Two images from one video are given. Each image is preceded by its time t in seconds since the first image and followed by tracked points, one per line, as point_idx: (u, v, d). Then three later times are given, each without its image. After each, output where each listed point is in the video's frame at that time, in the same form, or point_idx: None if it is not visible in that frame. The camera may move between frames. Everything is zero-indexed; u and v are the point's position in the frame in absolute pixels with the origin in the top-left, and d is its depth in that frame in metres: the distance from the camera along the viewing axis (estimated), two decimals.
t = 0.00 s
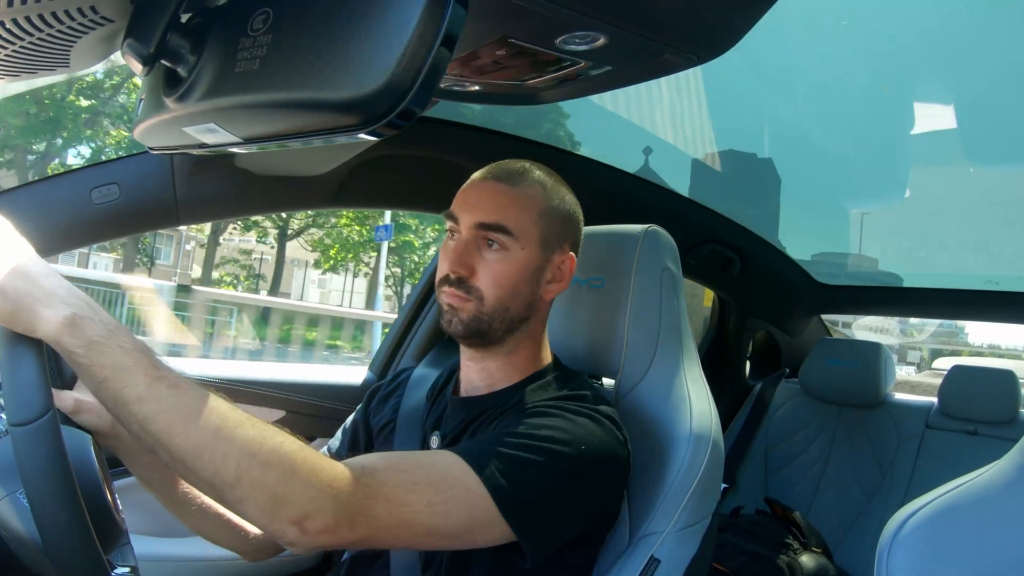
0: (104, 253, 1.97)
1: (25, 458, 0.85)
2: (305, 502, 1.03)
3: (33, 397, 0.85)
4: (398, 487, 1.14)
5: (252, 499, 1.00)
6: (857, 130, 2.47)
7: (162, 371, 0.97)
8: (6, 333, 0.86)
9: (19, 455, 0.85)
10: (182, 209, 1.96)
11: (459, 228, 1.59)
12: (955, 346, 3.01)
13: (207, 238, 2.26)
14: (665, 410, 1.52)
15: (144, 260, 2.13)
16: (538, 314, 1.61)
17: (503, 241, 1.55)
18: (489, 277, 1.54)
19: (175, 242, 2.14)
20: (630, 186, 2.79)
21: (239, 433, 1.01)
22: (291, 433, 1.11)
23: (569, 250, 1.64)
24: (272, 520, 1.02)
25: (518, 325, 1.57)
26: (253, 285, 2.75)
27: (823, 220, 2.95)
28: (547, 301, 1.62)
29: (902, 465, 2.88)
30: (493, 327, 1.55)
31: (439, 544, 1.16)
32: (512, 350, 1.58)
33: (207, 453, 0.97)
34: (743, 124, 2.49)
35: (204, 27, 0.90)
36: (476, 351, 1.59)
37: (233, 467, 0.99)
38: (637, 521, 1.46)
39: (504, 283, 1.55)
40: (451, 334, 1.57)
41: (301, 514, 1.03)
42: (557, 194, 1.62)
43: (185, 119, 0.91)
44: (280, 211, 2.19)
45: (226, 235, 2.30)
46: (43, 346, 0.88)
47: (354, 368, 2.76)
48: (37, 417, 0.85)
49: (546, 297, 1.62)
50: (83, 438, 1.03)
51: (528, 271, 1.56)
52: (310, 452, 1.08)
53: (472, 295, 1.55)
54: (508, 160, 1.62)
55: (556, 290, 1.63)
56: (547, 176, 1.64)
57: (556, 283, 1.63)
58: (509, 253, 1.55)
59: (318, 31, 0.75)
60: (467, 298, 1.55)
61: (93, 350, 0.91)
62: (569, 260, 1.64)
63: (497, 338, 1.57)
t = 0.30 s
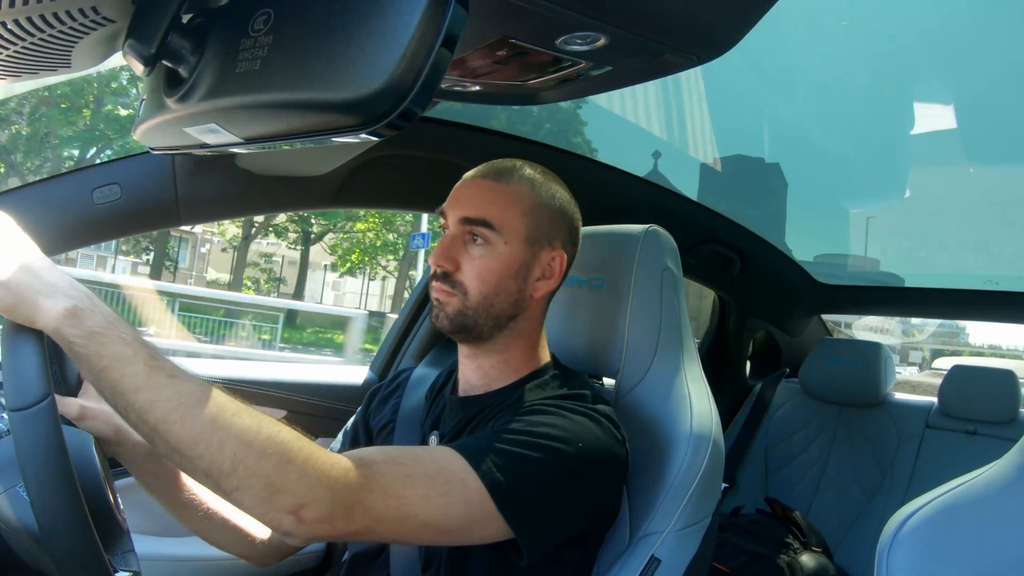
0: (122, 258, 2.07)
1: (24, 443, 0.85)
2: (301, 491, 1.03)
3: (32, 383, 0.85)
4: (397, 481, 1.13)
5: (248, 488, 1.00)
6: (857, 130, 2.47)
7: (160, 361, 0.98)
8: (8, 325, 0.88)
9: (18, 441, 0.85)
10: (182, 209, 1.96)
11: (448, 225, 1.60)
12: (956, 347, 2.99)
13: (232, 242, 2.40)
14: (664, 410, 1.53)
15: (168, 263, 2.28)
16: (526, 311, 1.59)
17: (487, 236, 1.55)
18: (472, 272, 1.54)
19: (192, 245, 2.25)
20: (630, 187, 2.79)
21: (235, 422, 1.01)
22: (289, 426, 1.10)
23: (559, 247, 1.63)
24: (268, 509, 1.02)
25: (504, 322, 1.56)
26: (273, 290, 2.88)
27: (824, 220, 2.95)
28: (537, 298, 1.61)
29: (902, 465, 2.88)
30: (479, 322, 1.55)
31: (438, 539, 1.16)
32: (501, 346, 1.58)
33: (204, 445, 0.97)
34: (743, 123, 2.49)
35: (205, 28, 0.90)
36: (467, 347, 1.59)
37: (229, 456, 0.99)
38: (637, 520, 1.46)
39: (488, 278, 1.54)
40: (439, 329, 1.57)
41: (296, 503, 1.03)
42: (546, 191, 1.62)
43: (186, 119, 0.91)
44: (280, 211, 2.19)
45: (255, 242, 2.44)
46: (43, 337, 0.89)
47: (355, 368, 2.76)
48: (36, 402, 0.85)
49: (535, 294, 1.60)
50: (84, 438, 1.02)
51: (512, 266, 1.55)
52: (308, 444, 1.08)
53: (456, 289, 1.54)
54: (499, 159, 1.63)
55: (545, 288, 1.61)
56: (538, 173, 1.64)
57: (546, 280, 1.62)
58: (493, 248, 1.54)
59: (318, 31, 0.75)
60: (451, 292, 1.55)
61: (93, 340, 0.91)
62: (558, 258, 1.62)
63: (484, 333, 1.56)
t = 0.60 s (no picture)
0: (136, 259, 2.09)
1: (18, 410, 0.84)
2: (291, 465, 1.02)
3: (31, 350, 0.85)
4: (388, 460, 1.14)
5: (243, 463, 0.99)
6: (858, 130, 2.47)
7: (159, 344, 0.98)
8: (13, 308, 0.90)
9: (12, 410, 0.84)
10: (184, 210, 1.97)
11: (444, 226, 1.61)
12: (956, 348, 3.00)
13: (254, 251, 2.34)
14: (664, 409, 1.53)
15: (190, 269, 2.26)
16: (522, 310, 1.59)
17: (480, 235, 1.55)
18: (467, 271, 1.54)
19: (206, 248, 2.25)
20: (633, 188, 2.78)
21: (231, 399, 1.00)
22: (282, 405, 1.10)
23: (555, 246, 1.62)
24: (261, 487, 1.01)
25: (499, 321, 1.56)
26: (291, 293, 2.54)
27: (824, 220, 2.95)
28: (533, 298, 1.60)
29: (902, 465, 2.88)
30: (474, 321, 1.55)
31: (432, 526, 1.17)
32: (498, 346, 1.58)
33: (203, 418, 0.96)
34: (743, 124, 2.49)
35: (206, 28, 0.90)
36: (465, 346, 1.59)
37: (224, 430, 0.98)
38: (637, 519, 1.46)
39: (481, 277, 1.54)
40: (435, 329, 1.57)
41: (288, 478, 1.02)
42: (540, 190, 1.61)
43: (187, 120, 0.91)
44: (281, 211, 2.19)
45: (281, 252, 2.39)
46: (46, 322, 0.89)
47: (356, 368, 2.76)
48: (33, 367, 0.84)
49: (531, 293, 1.60)
50: (86, 440, 1.01)
51: (505, 265, 1.55)
52: (305, 426, 1.07)
53: (451, 289, 1.55)
54: (494, 159, 1.63)
55: (542, 287, 1.61)
56: (533, 172, 1.64)
57: (542, 280, 1.61)
58: (486, 248, 1.54)
59: (319, 31, 0.75)
60: (446, 292, 1.55)
61: (96, 323, 0.92)
62: (554, 256, 1.61)
63: (479, 332, 1.56)
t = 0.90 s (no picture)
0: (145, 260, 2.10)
1: (15, 384, 0.85)
2: (283, 454, 1.03)
3: (32, 330, 0.88)
4: (380, 453, 1.14)
5: (237, 450, 1.00)
6: (859, 131, 2.47)
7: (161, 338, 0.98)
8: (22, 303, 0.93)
9: (10, 384, 0.85)
10: (186, 211, 1.97)
11: (444, 226, 1.61)
12: (956, 348, 2.98)
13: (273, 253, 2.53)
14: (666, 409, 1.53)
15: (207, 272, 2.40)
16: (521, 310, 1.59)
17: (480, 235, 1.55)
18: (465, 271, 1.54)
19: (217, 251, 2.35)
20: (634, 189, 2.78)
21: (226, 390, 1.00)
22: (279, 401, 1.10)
23: (554, 246, 1.62)
24: (255, 473, 1.02)
25: (498, 320, 1.56)
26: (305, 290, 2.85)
27: (825, 221, 2.95)
28: (532, 298, 1.60)
29: (903, 466, 2.88)
30: (473, 320, 1.55)
31: (416, 522, 1.17)
32: (498, 345, 1.58)
33: (197, 405, 0.97)
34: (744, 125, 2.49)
35: (209, 29, 0.90)
36: (465, 346, 1.59)
37: (220, 416, 0.99)
38: (639, 520, 1.46)
39: (481, 276, 1.54)
40: (435, 329, 1.57)
41: (279, 467, 1.03)
42: (539, 191, 1.62)
43: (190, 121, 0.91)
44: (282, 211, 2.19)
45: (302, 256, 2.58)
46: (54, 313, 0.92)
47: (358, 369, 2.77)
48: (32, 343, 0.87)
49: (530, 293, 1.60)
50: (88, 437, 1.01)
51: (505, 265, 1.55)
52: (297, 418, 1.08)
53: (450, 288, 1.55)
54: (494, 160, 1.64)
55: (541, 287, 1.60)
56: (532, 173, 1.64)
57: (541, 280, 1.61)
58: (485, 247, 1.55)
59: (321, 33, 0.75)
60: (446, 291, 1.55)
61: (100, 317, 0.93)
62: (553, 257, 1.61)
63: (479, 332, 1.56)
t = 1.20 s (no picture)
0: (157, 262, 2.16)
1: (22, 426, 0.84)
2: (301, 474, 1.03)
3: (34, 364, 0.85)
4: (400, 471, 1.14)
5: (252, 472, 1.00)
6: (860, 132, 2.47)
7: (165, 349, 0.99)
8: (17, 316, 0.89)
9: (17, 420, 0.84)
10: (186, 211, 1.97)
11: (444, 229, 1.62)
12: (955, 348, 3.00)
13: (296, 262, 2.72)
14: (667, 410, 1.53)
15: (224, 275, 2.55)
16: (523, 311, 1.59)
17: (480, 237, 1.55)
18: (467, 274, 1.55)
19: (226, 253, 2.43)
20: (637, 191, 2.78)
21: (240, 407, 1.01)
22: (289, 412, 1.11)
23: (555, 246, 1.62)
24: (271, 495, 1.02)
25: (501, 322, 1.56)
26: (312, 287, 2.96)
27: (825, 222, 2.95)
28: (534, 299, 1.60)
29: (903, 467, 2.88)
30: (475, 323, 1.55)
31: (436, 532, 1.17)
32: (501, 347, 1.58)
33: (210, 428, 0.97)
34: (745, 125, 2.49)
35: (210, 29, 0.90)
36: (468, 348, 1.59)
37: (233, 439, 0.99)
38: (640, 520, 1.46)
39: (482, 278, 1.55)
40: (438, 332, 1.58)
41: (297, 487, 1.03)
42: (539, 191, 1.61)
43: (191, 121, 0.92)
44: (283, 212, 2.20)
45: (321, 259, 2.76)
46: (51, 326, 0.90)
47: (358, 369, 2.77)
48: (37, 382, 0.84)
49: (532, 294, 1.60)
50: (88, 437, 1.02)
51: (505, 267, 1.55)
52: (306, 429, 1.08)
53: (452, 291, 1.55)
54: (493, 162, 1.64)
55: (542, 288, 1.61)
56: (532, 174, 1.64)
57: (543, 281, 1.61)
58: (486, 250, 1.55)
59: (321, 33, 0.76)
60: (448, 294, 1.56)
61: (101, 330, 0.94)
62: (554, 257, 1.61)
63: (482, 334, 1.56)
